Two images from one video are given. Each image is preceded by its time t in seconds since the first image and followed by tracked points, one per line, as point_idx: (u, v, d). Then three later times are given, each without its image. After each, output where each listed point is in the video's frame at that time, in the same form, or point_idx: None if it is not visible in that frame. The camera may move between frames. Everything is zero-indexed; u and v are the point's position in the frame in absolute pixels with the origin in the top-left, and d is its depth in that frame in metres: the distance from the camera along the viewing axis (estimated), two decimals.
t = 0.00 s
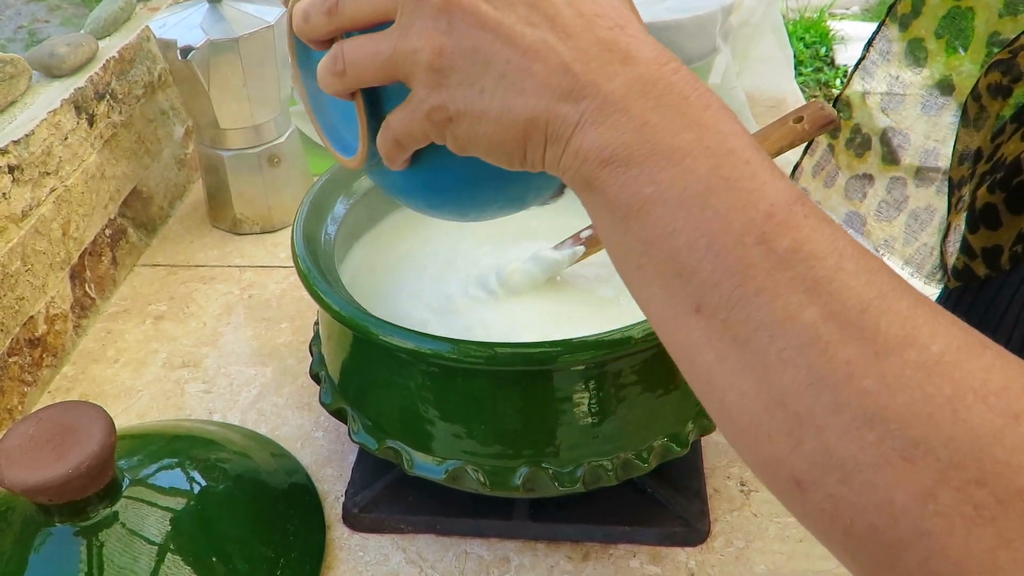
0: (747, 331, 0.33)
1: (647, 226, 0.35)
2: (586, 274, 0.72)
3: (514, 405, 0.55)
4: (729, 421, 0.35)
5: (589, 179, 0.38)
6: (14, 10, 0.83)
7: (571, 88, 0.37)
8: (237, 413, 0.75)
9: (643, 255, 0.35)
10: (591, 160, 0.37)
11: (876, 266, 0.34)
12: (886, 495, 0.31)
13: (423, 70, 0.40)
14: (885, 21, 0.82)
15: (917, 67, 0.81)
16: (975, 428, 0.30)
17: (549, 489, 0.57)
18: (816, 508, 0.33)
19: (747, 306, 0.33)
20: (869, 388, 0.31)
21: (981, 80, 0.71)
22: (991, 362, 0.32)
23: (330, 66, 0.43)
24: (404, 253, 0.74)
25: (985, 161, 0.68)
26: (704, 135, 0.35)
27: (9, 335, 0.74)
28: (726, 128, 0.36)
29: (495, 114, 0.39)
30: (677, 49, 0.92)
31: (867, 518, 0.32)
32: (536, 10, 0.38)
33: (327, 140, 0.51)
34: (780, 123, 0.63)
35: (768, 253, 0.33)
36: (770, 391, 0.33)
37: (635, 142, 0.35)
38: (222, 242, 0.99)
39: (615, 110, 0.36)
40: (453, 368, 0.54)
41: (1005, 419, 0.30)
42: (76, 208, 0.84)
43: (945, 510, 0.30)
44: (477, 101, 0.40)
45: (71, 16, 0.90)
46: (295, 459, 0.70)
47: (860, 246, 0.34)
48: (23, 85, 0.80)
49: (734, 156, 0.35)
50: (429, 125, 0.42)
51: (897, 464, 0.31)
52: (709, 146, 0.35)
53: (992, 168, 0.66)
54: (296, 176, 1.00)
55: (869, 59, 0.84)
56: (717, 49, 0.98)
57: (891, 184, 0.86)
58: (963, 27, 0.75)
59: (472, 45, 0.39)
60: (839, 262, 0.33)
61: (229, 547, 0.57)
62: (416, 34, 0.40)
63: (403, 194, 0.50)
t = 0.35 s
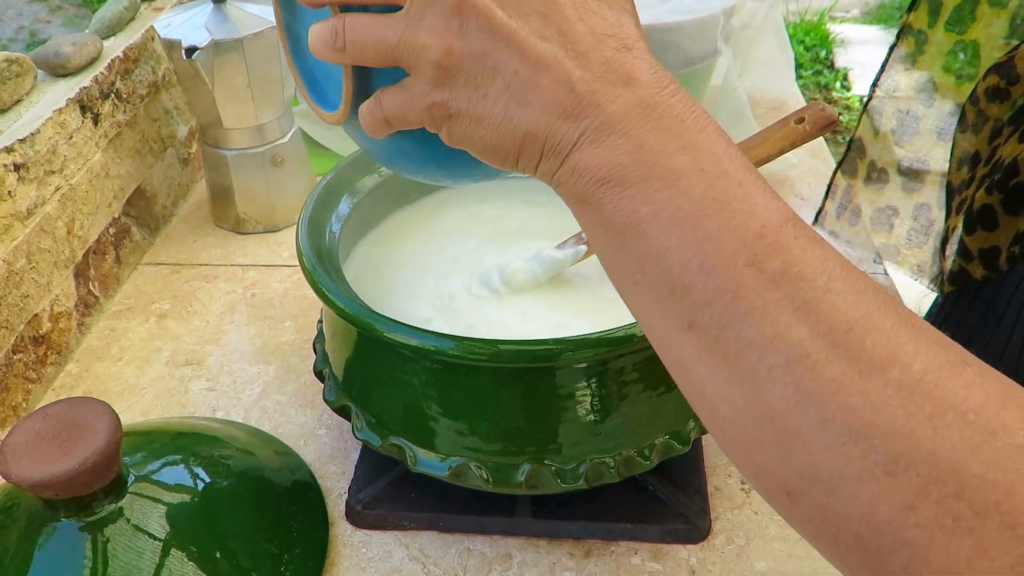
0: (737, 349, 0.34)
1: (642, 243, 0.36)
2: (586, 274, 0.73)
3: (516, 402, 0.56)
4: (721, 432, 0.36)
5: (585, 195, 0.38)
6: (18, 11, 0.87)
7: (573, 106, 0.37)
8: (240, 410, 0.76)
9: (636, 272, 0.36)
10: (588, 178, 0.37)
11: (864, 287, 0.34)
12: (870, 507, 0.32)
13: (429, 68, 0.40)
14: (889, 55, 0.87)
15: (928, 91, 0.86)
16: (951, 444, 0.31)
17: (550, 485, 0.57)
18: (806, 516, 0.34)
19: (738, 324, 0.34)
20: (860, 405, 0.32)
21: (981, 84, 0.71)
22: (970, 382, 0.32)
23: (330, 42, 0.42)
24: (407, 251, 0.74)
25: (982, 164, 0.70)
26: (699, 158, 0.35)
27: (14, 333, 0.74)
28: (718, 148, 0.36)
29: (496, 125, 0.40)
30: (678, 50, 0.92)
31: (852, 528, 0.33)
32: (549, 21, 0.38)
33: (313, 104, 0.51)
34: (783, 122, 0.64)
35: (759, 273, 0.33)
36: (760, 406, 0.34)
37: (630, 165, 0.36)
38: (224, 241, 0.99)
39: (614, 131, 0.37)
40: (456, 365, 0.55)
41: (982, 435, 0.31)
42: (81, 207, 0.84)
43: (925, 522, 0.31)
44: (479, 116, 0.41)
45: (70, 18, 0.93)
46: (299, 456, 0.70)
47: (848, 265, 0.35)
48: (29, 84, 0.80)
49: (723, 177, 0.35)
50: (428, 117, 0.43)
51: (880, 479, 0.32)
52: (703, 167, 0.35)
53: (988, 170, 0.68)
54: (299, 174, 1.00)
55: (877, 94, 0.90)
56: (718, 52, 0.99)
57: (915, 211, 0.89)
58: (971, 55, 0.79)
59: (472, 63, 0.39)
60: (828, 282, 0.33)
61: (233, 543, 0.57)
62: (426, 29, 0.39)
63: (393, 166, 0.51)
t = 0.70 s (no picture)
0: (696, 379, 0.36)
1: (604, 280, 0.37)
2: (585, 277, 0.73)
3: (518, 403, 0.56)
4: (689, 458, 0.38)
5: (549, 234, 0.39)
6: (16, 13, 0.87)
7: (536, 150, 0.39)
8: (242, 411, 0.76)
9: (603, 308, 0.38)
10: (550, 220, 0.39)
11: (814, 313, 0.37)
12: (828, 526, 0.34)
13: (406, 100, 0.42)
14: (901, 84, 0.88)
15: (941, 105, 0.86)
16: (897, 465, 0.34)
17: (552, 485, 0.57)
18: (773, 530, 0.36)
19: (697, 355, 0.35)
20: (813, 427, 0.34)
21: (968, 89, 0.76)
22: (921, 400, 0.35)
23: (319, 61, 0.44)
24: (409, 252, 0.75)
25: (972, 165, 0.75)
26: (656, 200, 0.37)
27: (17, 333, 0.75)
28: (675, 191, 0.38)
29: (462, 161, 0.41)
30: (676, 52, 0.93)
31: (813, 546, 0.35)
32: (523, 69, 0.39)
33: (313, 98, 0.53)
34: (783, 125, 0.65)
35: (712, 306, 0.35)
36: (717, 433, 0.36)
37: (589, 207, 0.37)
38: (225, 243, 0.99)
39: (575, 175, 0.38)
40: (458, 365, 0.55)
41: (927, 454, 0.34)
42: (83, 208, 0.85)
43: (878, 539, 0.34)
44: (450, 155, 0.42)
45: (71, 19, 0.92)
46: (301, 457, 0.70)
47: (798, 293, 0.37)
48: (32, 86, 0.80)
49: (677, 216, 0.37)
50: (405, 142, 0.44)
51: (834, 499, 0.34)
52: (659, 209, 0.37)
53: (981, 174, 0.73)
54: (300, 176, 1.00)
55: (896, 119, 0.90)
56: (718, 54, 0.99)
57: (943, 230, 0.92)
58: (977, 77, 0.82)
59: (446, 102, 0.40)
60: (778, 313, 0.36)
61: (233, 543, 0.57)
62: (407, 64, 0.41)
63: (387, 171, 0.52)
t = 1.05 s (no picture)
0: (674, 411, 0.37)
1: (580, 316, 0.38)
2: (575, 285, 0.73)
3: (521, 402, 0.56)
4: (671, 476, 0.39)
5: (523, 268, 0.40)
6: (21, 12, 0.88)
7: (510, 186, 0.39)
8: (246, 410, 0.76)
9: (579, 341, 0.39)
10: (523, 255, 0.40)
11: (787, 341, 0.38)
12: (809, 551, 0.37)
13: (383, 126, 0.41)
14: (901, 98, 0.88)
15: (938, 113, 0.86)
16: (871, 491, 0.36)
17: (555, 485, 0.58)
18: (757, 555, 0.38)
19: (674, 387, 0.37)
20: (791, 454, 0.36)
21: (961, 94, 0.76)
22: (893, 423, 0.37)
23: (297, 72, 0.43)
24: (411, 253, 0.75)
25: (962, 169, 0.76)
26: (627, 237, 0.38)
27: (22, 332, 0.75)
28: (648, 228, 0.39)
29: (436, 193, 0.41)
30: (680, 54, 0.93)
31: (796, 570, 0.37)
32: (504, 106, 0.39)
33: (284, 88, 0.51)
34: (784, 128, 0.65)
35: (688, 338, 0.37)
36: (696, 462, 0.37)
37: (563, 244, 0.38)
38: (230, 243, 1.00)
39: (549, 212, 0.39)
40: (462, 366, 0.55)
41: (904, 478, 0.36)
42: (89, 207, 0.85)
43: (858, 563, 0.36)
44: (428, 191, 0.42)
45: (76, 18, 0.93)
46: (305, 456, 0.71)
47: (772, 320, 0.39)
48: (38, 85, 0.81)
49: (650, 250, 0.38)
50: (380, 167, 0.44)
51: (813, 526, 0.36)
52: (631, 243, 0.38)
53: (970, 177, 0.74)
54: (305, 177, 1.01)
55: (897, 130, 0.90)
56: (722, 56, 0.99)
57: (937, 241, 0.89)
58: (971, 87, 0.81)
59: (423, 132, 0.40)
60: (752, 342, 0.37)
61: (238, 540, 0.58)
62: (386, 91, 0.40)
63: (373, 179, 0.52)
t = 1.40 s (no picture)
0: (717, 429, 0.37)
1: (612, 327, 0.38)
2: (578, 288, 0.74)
3: (517, 405, 0.56)
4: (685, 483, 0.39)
5: (554, 269, 0.39)
6: (20, 15, 0.83)
7: (543, 183, 0.38)
8: (244, 414, 0.76)
9: (613, 359, 0.38)
10: (555, 258, 0.39)
11: (836, 360, 0.38)
12: None
13: (402, 120, 0.39)
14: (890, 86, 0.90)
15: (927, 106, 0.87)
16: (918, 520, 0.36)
17: (550, 488, 0.58)
18: None
19: (719, 405, 0.36)
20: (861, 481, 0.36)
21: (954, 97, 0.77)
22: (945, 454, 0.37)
23: (306, 70, 0.42)
24: (409, 256, 0.75)
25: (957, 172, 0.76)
26: (667, 241, 0.38)
27: (20, 335, 0.75)
28: (684, 230, 0.39)
29: (459, 191, 0.40)
30: (679, 57, 0.93)
31: None
32: (533, 99, 0.39)
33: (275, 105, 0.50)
34: (780, 132, 0.65)
35: (736, 352, 0.36)
36: (746, 484, 0.37)
37: (602, 244, 0.38)
38: (229, 246, 1.00)
39: (586, 210, 0.38)
40: (458, 369, 0.55)
41: (963, 507, 0.36)
42: (87, 211, 0.85)
43: None
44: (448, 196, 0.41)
45: (77, 21, 0.89)
46: (302, 459, 0.71)
47: (818, 338, 0.39)
48: (36, 89, 0.81)
49: (691, 256, 0.38)
50: (392, 167, 0.42)
51: (868, 554, 0.36)
52: (675, 249, 0.38)
53: (963, 178, 0.74)
54: (305, 181, 1.01)
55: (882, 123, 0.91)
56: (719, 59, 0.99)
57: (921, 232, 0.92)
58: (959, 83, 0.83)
59: (447, 125, 0.39)
60: (802, 360, 0.37)
61: (235, 543, 0.58)
62: (407, 83, 0.39)
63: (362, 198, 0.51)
